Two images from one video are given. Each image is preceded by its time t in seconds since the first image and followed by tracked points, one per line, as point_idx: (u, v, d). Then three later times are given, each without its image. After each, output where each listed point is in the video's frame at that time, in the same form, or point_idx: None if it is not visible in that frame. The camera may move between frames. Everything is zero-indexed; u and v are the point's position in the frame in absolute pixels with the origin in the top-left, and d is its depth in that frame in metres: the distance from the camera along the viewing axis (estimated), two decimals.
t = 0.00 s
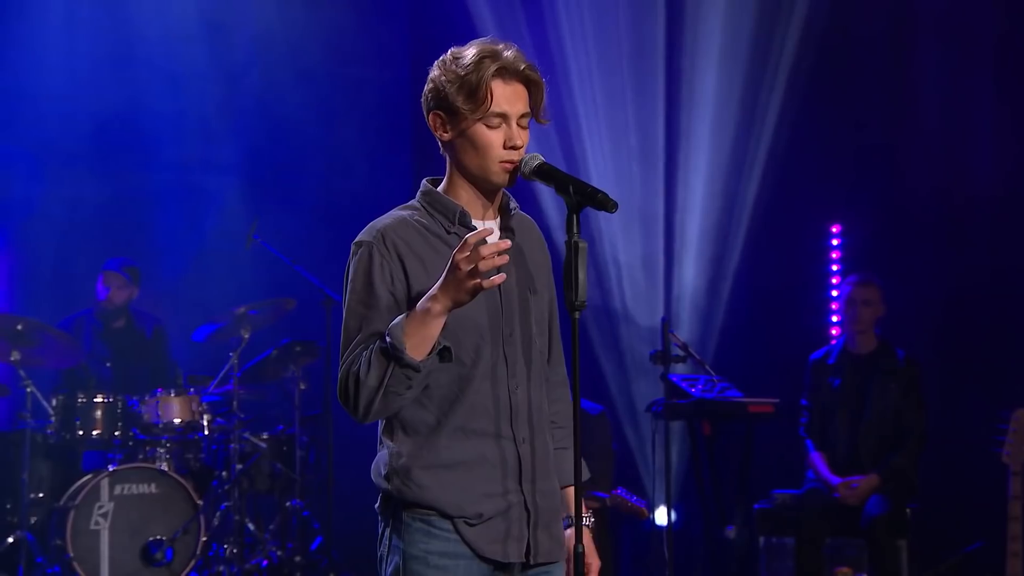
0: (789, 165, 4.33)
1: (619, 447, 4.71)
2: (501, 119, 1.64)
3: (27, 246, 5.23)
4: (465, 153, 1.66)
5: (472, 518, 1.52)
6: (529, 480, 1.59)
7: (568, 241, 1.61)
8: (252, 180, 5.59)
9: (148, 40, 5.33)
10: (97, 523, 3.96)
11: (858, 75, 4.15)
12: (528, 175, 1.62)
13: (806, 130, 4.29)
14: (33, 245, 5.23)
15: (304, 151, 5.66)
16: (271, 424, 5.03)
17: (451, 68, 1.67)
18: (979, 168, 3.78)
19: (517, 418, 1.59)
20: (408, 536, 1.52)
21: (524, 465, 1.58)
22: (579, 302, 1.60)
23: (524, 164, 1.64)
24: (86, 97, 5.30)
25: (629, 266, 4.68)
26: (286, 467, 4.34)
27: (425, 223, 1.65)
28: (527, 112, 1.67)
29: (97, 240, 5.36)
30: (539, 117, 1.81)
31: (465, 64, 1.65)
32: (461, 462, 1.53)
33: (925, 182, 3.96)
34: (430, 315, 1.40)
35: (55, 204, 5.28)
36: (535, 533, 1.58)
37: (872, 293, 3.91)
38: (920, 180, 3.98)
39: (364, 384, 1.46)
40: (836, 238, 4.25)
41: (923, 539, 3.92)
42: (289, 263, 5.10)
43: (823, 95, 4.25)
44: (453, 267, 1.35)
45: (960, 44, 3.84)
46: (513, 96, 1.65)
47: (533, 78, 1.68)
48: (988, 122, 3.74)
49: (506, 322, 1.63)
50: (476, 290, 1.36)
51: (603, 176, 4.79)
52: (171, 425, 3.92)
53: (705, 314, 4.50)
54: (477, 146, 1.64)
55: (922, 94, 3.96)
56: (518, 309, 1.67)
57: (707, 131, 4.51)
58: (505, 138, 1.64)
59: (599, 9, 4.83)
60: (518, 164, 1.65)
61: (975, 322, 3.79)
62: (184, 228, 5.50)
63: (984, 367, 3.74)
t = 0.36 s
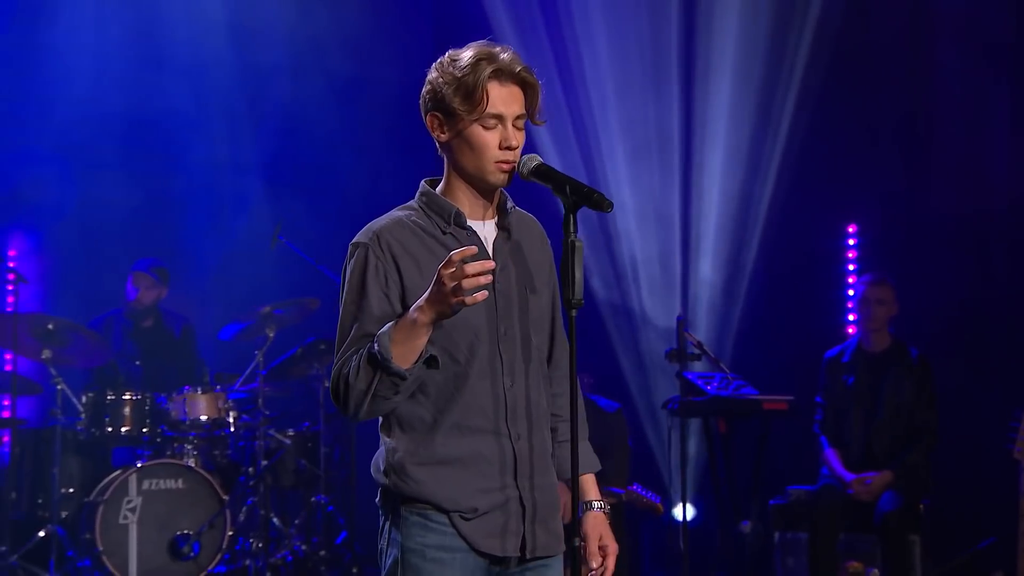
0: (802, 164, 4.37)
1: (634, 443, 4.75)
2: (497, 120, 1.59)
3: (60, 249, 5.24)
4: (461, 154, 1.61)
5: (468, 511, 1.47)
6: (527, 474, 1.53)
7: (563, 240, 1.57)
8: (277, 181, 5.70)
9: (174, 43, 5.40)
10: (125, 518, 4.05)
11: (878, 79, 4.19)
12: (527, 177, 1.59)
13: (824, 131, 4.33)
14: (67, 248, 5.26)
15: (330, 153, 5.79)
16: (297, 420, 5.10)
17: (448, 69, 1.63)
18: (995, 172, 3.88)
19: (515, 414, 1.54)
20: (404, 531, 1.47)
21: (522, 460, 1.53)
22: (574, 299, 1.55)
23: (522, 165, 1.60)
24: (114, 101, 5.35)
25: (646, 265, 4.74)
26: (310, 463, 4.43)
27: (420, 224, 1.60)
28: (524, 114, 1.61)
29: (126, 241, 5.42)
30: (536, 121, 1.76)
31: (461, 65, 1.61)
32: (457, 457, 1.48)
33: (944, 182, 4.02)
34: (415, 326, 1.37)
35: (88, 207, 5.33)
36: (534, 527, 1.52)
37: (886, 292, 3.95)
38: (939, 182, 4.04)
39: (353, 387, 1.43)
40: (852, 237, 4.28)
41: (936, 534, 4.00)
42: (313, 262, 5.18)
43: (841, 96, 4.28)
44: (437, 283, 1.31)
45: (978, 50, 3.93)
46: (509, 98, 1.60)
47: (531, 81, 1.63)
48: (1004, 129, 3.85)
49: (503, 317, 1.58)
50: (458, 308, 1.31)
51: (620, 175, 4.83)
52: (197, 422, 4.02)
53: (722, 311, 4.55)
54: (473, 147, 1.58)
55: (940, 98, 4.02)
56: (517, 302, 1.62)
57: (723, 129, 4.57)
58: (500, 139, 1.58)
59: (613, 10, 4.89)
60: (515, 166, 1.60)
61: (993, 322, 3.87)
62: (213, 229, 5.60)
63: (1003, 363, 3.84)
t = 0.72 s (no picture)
0: (815, 167, 4.52)
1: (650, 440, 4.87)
2: (501, 121, 1.66)
3: (102, 249, 5.54)
4: (467, 154, 1.68)
5: (467, 501, 1.52)
6: (526, 465, 1.59)
7: (563, 238, 1.66)
8: (304, 183, 5.83)
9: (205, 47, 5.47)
10: (160, 509, 4.20)
11: (889, 83, 4.37)
12: (529, 177, 1.67)
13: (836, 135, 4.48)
14: (109, 248, 5.56)
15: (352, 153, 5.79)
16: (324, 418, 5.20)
17: (455, 73, 1.70)
18: (1003, 177, 4.07)
19: (515, 407, 1.60)
20: (407, 520, 1.53)
21: (521, 452, 1.59)
22: (574, 295, 1.65)
23: (524, 166, 1.69)
24: (149, 108, 5.54)
25: (663, 263, 4.80)
26: (340, 457, 4.59)
27: (422, 222, 1.67)
28: (527, 115, 1.69)
29: (161, 240, 5.70)
30: (539, 124, 1.83)
31: (468, 69, 1.68)
32: (458, 449, 1.54)
33: (957, 183, 4.18)
34: (413, 327, 1.43)
35: (132, 212, 5.63)
36: (532, 517, 1.57)
37: (895, 290, 4.06)
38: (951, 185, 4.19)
39: (353, 381, 1.49)
40: (865, 238, 4.39)
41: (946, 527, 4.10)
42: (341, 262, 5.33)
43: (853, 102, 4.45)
44: (433, 288, 1.37)
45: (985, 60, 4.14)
46: (513, 100, 1.67)
47: (534, 84, 1.71)
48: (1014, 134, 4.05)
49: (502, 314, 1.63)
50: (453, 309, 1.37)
51: (636, 174, 4.88)
52: (230, 417, 4.20)
53: (737, 308, 4.64)
54: (478, 147, 1.66)
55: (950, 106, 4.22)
56: (518, 299, 1.67)
57: (737, 132, 4.73)
58: (504, 139, 1.66)
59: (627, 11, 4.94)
60: (517, 167, 1.67)
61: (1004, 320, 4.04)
62: (244, 230, 5.85)
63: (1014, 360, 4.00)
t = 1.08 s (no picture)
0: (832, 167, 4.62)
1: (671, 436, 4.97)
2: (508, 123, 1.68)
3: (140, 249, 5.72)
4: (476, 156, 1.70)
5: (475, 490, 1.57)
6: (530, 457, 1.64)
7: (566, 235, 1.66)
8: (330, 184, 5.95)
9: (235, 54, 5.65)
10: (194, 500, 4.35)
11: (904, 85, 4.47)
12: (532, 175, 1.69)
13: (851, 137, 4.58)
14: (145, 247, 5.73)
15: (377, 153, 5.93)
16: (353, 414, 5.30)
17: (461, 78, 1.72)
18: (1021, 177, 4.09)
19: (522, 400, 1.64)
20: (417, 508, 1.58)
21: (526, 443, 1.63)
22: (578, 291, 1.64)
23: (530, 166, 1.70)
24: (182, 112, 5.66)
25: (682, 260, 4.92)
26: (368, 450, 4.73)
27: (436, 219, 1.69)
28: (533, 116, 1.71)
29: (198, 241, 5.84)
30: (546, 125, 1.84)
31: (474, 73, 1.70)
32: (466, 440, 1.58)
33: (972, 183, 4.25)
34: (436, 320, 1.50)
35: (167, 213, 5.78)
36: (537, 506, 1.62)
37: (908, 287, 4.16)
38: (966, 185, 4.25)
39: (370, 371, 1.54)
40: (881, 237, 4.49)
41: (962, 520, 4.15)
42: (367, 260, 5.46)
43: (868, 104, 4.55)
44: (462, 284, 1.45)
45: (999, 62, 4.18)
46: (520, 103, 1.69)
47: (538, 86, 1.72)
48: None
49: (507, 310, 1.67)
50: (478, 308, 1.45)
51: (654, 175, 5.02)
52: (263, 411, 4.33)
53: (754, 304, 4.74)
54: (486, 149, 1.68)
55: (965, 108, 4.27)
56: (522, 295, 1.72)
57: (753, 131, 4.82)
58: (512, 141, 1.68)
59: (644, 17, 5.12)
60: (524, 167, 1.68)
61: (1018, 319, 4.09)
62: (278, 230, 5.97)
63: None
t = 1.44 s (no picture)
0: (845, 168, 4.73)
1: (685, 425, 5.11)
2: (514, 127, 1.69)
3: (176, 249, 5.90)
4: (486, 160, 1.71)
5: (484, 476, 1.58)
6: (535, 448, 1.63)
7: (570, 231, 1.72)
8: (356, 185, 6.14)
9: (264, 61, 5.83)
10: (228, 490, 4.49)
11: (916, 86, 4.58)
12: (538, 174, 1.67)
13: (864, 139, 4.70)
14: (181, 247, 5.90)
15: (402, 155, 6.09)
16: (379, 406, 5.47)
17: (469, 84, 1.73)
18: None
19: (528, 393, 1.64)
20: (427, 494, 1.59)
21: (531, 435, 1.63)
22: (581, 284, 1.71)
23: (535, 164, 1.68)
24: (213, 118, 5.84)
25: (698, 259, 5.06)
26: (395, 442, 4.89)
27: (450, 217, 1.68)
28: (539, 119, 1.72)
29: (227, 241, 6.01)
30: (554, 127, 1.85)
31: (481, 79, 1.71)
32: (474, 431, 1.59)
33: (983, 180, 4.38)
34: (455, 409, 1.49)
35: (202, 213, 5.95)
36: (541, 494, 1.62)
37: (918, 285, 4.27)
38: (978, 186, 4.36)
39: (383, 382, 1.52)
40: (894, 236, 4.60)
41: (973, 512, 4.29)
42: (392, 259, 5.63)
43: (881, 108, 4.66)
44: (502, 418, 1.47)
45: (1010, 65, 4.31)
46: (525, 106, 1.70)
47: (543, 89, 1.73)
48: None
49: (514, 305, 1.65)
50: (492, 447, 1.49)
51: (671, 176, 5.17)
52: (294, 404, 4.57)
53: (769, 301, 4.86)
54: (495, 152, 1.69)
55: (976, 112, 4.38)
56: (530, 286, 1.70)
57: (768, 133, 4.94)
58: (518, 143, 1.69)
59: (662, 24, 5.26)
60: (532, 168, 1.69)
61: None
62: (302, 231, 6.12)
63: None
